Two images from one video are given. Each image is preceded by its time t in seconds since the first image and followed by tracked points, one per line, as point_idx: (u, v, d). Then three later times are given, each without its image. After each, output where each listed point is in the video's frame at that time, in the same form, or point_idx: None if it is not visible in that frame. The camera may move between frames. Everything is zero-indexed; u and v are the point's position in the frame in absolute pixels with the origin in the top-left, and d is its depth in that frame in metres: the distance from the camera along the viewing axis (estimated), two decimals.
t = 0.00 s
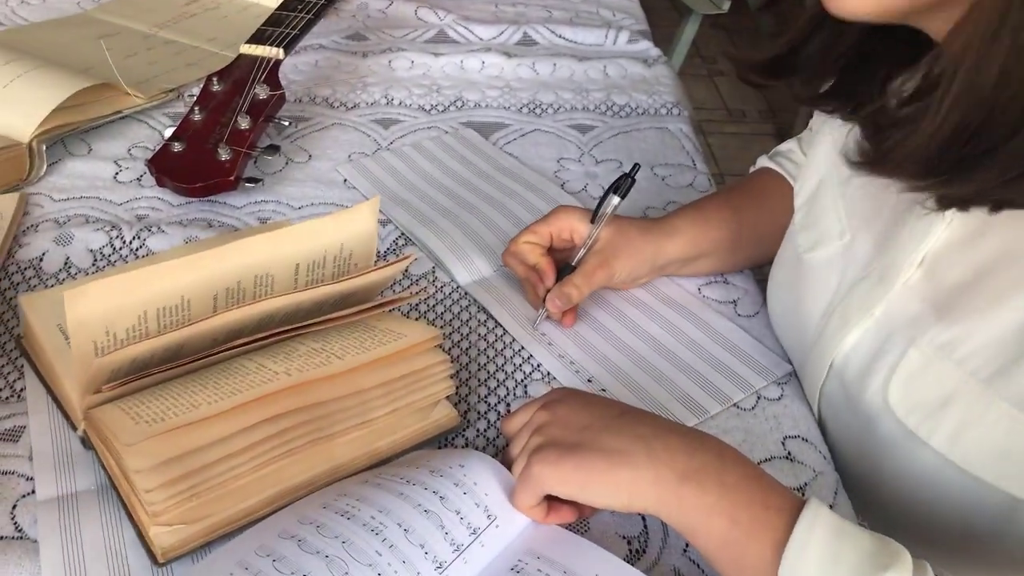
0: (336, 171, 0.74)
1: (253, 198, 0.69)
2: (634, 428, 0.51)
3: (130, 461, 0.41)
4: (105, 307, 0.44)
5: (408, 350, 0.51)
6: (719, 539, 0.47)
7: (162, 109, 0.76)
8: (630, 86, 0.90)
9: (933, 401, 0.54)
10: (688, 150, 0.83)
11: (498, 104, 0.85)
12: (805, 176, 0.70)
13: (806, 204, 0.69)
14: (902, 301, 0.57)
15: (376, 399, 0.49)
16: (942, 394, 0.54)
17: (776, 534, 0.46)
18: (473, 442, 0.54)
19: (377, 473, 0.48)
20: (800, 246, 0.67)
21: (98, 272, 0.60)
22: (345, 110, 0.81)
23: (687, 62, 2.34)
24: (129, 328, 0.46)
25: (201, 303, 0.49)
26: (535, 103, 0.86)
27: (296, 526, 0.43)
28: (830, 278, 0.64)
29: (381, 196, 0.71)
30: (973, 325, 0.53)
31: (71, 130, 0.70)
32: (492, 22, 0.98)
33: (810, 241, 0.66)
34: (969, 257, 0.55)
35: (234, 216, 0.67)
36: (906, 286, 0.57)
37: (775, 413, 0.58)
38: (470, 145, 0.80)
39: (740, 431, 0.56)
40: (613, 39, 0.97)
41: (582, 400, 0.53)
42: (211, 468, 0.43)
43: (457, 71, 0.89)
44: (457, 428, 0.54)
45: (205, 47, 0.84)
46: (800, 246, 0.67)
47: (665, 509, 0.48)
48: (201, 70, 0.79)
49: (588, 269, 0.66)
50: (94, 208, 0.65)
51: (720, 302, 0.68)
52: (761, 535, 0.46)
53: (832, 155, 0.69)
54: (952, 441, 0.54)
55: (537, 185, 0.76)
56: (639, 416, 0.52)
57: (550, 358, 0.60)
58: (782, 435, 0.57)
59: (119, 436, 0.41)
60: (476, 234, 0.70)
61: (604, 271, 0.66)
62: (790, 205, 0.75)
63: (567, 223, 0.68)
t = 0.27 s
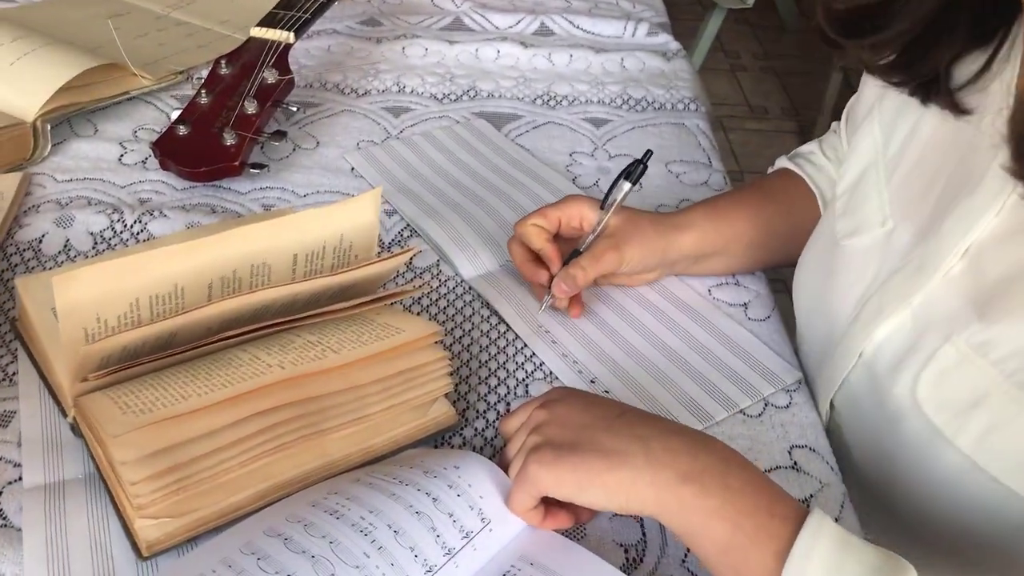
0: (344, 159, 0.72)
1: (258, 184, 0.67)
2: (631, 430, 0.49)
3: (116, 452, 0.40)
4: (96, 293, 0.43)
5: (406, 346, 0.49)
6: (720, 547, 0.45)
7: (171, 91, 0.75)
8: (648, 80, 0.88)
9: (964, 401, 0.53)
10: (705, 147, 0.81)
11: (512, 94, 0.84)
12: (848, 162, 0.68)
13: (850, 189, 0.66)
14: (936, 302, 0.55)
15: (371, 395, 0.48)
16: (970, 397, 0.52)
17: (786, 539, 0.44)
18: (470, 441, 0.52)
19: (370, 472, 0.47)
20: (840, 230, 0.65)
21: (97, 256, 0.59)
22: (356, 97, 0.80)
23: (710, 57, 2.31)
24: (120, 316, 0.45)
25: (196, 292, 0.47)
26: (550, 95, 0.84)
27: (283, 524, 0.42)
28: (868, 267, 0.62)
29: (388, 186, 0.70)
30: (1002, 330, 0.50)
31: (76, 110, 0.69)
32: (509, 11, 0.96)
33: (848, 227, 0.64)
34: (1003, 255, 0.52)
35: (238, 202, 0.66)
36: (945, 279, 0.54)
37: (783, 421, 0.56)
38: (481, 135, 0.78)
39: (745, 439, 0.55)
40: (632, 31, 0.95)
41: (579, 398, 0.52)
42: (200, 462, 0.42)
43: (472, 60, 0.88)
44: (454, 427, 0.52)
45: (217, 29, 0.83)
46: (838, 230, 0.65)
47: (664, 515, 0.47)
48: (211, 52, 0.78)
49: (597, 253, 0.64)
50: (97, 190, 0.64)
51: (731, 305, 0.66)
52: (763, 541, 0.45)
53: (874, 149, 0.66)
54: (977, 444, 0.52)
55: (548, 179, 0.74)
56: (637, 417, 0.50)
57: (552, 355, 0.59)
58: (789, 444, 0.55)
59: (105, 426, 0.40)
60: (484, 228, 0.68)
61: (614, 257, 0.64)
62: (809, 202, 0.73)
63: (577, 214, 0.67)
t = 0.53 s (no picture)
0: (336, 154, 0.72)
1: (247, 178, 0.67)
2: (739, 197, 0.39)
3: (81, 448, 0.39)
4: (68, 287, 0.43)
5: (384, 348, 0.49)
6: (829, 384, 0.35)
7: (165, 80, 0.75)
8: (649, 82, 0.87)
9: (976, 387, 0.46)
10: (704, 151, 0.80)
11: (510, 93, 0.83)
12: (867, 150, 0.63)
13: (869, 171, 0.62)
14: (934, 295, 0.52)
15: (347, 397, 0.47)
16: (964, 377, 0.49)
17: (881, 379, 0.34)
18: (449, 447, 0.52)
19: (343, 477, 0.46)
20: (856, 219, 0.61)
21: (80, 246, 0.58)
22: (352, 92, 0.79)
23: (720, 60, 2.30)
24: (94, 310, 0.44)
25: (172, 287, 0.47)
26: (549, 95, 0.83)
27: (251, 527, 0.42)
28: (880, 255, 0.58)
29: (380, 184, 0.69)
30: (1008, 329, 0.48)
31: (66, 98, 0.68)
32: (512, 9, 0.95)
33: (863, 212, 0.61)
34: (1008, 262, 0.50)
35: (226, 195, 0.65)
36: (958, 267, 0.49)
37: (769, 435, 0.55)
38: (477, 134, 0.77)
39: (729, 452, 0.54)
40: (635, 32, 0.94)
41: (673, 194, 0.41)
42: (168, 461, 0.41)
43: (471, 58, 0.87)
44: (433, 432, 0.52)
45: (216, 20, 0.82)
46: (851, 219, 0.62)
47: (756, 292, 0.35)
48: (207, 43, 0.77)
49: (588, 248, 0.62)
50: (84, 179, 0.64)
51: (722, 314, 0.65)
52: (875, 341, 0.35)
53: (893, 138, 0.62)
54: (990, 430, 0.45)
55: (542, 181, 0.73)
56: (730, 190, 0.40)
57: (536, 359, 0.58)
58: (774, 458, 0.54)
59: (72, 423, 0.39)
60: (474, 229, 0.67)
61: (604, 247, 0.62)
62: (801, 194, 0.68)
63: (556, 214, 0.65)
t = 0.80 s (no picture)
0: (320, 162, 0.71)
1: (229, 184, 0.66)
2: None
3: (41, 453, 0.38)
4: (36, 290, 0.42)
5: (355, 361, 0.48)
6: (953, 285, 0.38)
7: (152, 84, 0.74)
8: (638, 98, 0.87)
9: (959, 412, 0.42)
10: (690, 169, 0.80)
11: (498, 106, 0.83)
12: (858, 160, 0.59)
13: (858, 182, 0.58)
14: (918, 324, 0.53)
15: (316, 409, 0.47)
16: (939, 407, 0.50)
17: (993, 248, 0.37)
18: (419, 461, 0.51)
19: (309, 489, 0.46)
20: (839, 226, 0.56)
21: (57, 248, 0.58)
22: (340, 100, 0.79)
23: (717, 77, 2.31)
24: (62, 314, 0.44)
25: (143, 293, 0.46)
26: (537, 108, 0.83)
27: (211, 537, 0.41)
28: (853, 269, 0.54)
29: (363, 193, 0.69)
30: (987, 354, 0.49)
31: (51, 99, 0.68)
32: (504, 22, 0.95)
33: (847, 220, 0.56)
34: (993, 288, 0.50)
35: (206, 201, 0.64)
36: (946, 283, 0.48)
37: (743, 457, 0.55)
38: (463, 146, 0.77)
39: (700, 473, 0.53)
40: (626, 48, 0.94)
41: None
42: (131, 469, 0.41)
43: (462, 69, 0.87)
44: (404, 446, 0.51)
45: (207, 25, 0.82)
46: (837, 226, 0.57)
47: (946, 143, 0.38)
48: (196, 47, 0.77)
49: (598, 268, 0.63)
50: (65, 181, 0.63)
51: (701, 333, 0.64)
52: None
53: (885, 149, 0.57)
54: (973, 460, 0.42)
55: (525, 195, 0.73)
56: None
57: (513, 373, 0.57)
58: (747, 481, 0.53)
59: (33, 428, 0.39)
60: (456, 241, 0.67)
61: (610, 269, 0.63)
62: (790, 214, 0.71)
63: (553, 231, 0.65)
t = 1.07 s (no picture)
0: (304, 184, 0.72)
1: (212, 204, 0.67)
2: None
3: (13, 468, 0.39)
4: (13, 306, 0.43)
5: (330, 382, 0.49)
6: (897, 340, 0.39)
7: (140, 103, 0.75)
8: (620, 128, 0.88)
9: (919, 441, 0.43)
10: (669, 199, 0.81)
11: (482, 132, 0.84)
12: (828, 196, 0.60)
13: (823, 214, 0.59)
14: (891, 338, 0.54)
15: (289, 429, 0.47)
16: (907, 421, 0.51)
17: (938, 309, 0.38)
18: (392, 484, 0.52)
19: (280, 509, 0.46)
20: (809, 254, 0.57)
21: (38, 263, 0.58)
22: (326, 124, 0.80)
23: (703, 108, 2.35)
24: (39, 330, 0.44)
25: (121, 310, 0.47)
26: (521, 135, 0.84)
27: (180, 556, 0.41)
28: (828, 295, 0.53)
29: (344, 217, 0.70)
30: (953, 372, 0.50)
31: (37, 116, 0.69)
32: (491, 50, 0.97)
33: (819, 250, 0.56)
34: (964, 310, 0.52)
35: (189, 220, 0.65)
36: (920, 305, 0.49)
37: (713, 485, 0.55)
38: (446, 171, 0.78)
39: (670, 501, 0.54)
40: (611, 79, 0.95)
41: (940, 29, 0.38)
42: (102, 485, 0.41)
43: (447, 96, 0.88)
44: (377, 468, 0.52)
45: (196, 46, 0.83)
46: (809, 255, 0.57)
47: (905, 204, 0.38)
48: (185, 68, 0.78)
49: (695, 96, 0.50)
50: (49, 198, 0.64)
51: (678, 361, 0.65)
52: (965, 304, 0.39)
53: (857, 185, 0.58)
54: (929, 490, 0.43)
55: (506, 222, 0.74)
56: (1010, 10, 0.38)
57: (488, 396, 0.58)
58: (716, 509, 0.54)
59: (6, 442, 0.39)
60: (436, 266, 0.68)
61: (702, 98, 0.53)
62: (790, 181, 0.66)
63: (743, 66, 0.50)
